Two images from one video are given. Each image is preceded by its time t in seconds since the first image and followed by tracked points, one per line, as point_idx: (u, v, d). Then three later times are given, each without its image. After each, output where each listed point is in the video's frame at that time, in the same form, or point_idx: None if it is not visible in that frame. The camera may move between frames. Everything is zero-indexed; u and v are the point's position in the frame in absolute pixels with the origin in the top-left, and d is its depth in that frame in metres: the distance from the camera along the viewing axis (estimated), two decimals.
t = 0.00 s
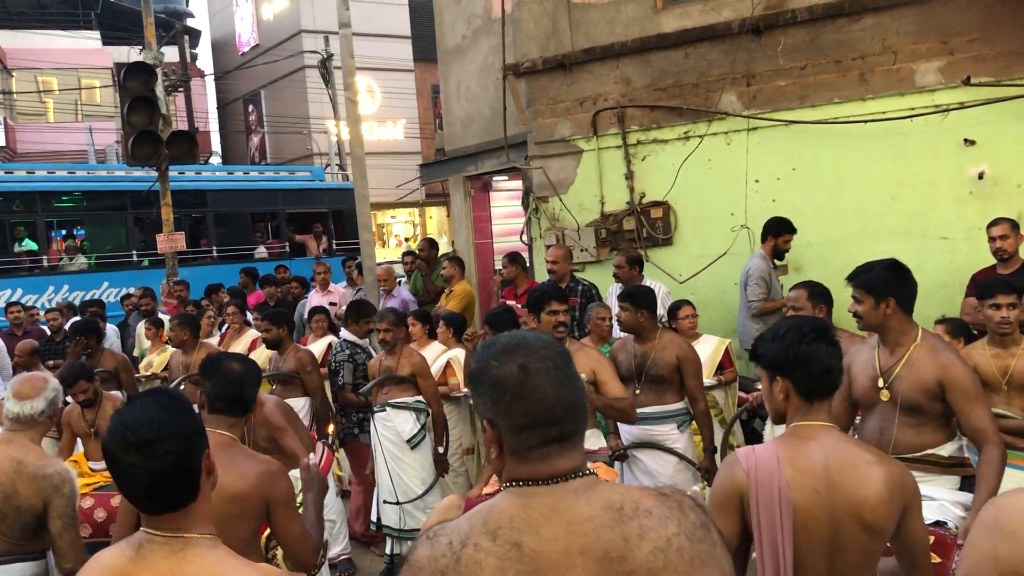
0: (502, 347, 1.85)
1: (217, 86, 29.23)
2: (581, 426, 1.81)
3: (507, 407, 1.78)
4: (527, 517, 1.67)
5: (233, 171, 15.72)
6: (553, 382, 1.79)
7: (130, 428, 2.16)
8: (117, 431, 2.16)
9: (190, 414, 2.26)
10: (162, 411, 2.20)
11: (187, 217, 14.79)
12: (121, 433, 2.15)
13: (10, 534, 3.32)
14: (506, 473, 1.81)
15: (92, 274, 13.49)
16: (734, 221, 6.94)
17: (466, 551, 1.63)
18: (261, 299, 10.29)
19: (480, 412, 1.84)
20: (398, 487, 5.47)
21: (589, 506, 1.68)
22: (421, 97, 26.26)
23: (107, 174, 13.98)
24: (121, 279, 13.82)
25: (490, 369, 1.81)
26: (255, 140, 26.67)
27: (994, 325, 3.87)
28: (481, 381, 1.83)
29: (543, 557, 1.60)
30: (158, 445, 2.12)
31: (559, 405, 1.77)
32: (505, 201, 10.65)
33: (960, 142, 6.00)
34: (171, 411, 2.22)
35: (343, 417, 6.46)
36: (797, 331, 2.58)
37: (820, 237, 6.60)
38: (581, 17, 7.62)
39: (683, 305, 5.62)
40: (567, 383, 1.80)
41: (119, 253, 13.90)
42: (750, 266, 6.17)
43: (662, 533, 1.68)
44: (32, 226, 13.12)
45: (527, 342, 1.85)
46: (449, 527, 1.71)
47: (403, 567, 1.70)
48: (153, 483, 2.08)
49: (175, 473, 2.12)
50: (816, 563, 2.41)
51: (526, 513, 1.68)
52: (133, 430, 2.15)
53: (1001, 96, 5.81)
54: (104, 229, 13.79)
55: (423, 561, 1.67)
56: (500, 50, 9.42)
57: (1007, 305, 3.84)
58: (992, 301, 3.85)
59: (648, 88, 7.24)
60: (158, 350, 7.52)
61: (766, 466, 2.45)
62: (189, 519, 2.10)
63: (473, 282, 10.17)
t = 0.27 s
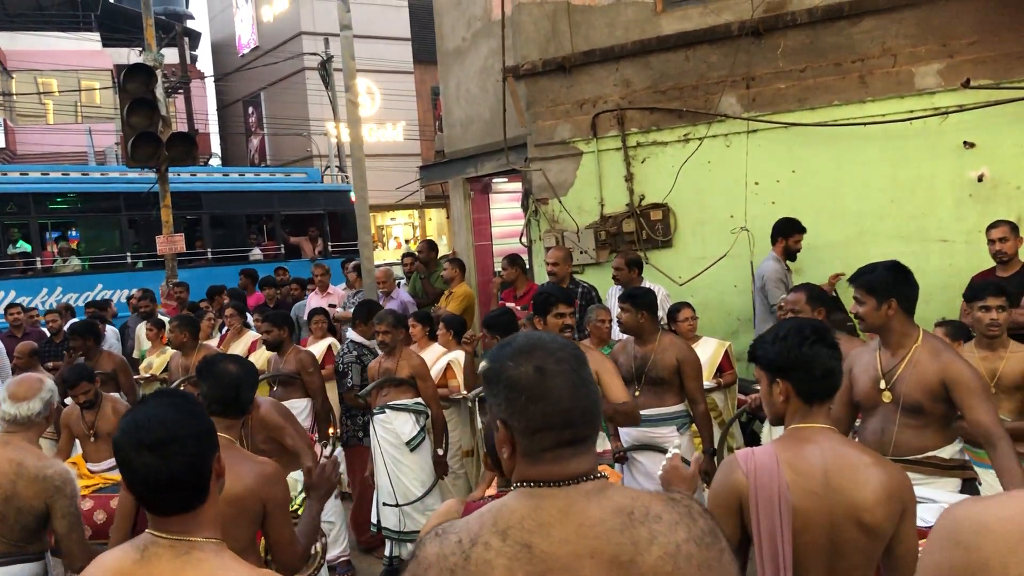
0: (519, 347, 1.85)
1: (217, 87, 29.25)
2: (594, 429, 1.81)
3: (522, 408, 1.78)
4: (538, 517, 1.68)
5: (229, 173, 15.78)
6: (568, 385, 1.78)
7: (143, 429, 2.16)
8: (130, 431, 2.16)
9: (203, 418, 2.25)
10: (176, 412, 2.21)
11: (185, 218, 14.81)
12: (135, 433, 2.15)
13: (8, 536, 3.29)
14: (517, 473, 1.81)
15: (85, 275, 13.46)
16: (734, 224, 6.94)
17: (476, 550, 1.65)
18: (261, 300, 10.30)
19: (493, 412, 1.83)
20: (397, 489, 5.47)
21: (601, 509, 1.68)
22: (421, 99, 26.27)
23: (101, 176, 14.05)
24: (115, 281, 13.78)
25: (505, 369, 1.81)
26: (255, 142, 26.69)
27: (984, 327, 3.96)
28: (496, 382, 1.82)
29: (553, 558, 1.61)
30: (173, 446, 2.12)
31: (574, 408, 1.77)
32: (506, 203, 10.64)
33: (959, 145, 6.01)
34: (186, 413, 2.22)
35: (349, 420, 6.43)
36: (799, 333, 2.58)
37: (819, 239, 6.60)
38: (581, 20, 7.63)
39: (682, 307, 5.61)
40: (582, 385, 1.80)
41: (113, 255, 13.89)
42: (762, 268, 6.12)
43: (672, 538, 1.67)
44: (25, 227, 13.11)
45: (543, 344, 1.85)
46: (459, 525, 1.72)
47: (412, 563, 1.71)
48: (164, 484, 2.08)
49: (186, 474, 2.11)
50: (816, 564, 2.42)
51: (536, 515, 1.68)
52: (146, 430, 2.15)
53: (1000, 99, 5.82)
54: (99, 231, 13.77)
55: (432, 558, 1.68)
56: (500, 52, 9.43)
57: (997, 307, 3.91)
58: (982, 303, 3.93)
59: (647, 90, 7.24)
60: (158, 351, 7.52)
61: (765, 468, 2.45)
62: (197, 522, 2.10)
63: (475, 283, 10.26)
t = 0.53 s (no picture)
0: (534, 346, 1.83)
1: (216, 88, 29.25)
2: (606, 431, 1.80)
3: (536, 408, 1.77)
4: (549, 519, 1.69)
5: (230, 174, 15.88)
6: (582, 387, 1.77)
7: (158, 431, 2.15)
8: (144, 432, 2.15)
9: (216, 422, 2.24)
10: (191, 416, 2.20)
11: (184, 219, 14.81)
12: (149, 436, 2.13)
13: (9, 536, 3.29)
14: (527, 474, 1.80)
15: (81, 276, 13.45)
16: (733, 225, 6.95)
17: (486, 551, 1.67)
18: (260, 301, 10.31)
19: (505, 411, 1.82)
20: (396, 491, 5.47)
21: (612, 512, 1.70)
22: (420, 100, 26.27)
23: (96, 177, 14.09)
24: (112, 282, 13.77)
25: (519, 369, 1.80)
26: (255, 143, 26.69)
27: (973, 330, 4.15)
28: (510, 381, 1.80)
29: (563, 560, 1.64)
30: (187, 450, 2.11)
31: (587, 409, 1.77)
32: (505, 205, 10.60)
33: (958, 147, 6.01)
34: (201, 416, 2.21)
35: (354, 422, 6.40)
36: (806, 335, 2.57)
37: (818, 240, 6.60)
38: (581, 21, 7.63)
39: (681, 309, 5.61)
40: (596, 387, 1.80)
41: (108, 255, 13.87)
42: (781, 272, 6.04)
43: (682, 542, 1.69)
44: (19, 228, 13.10)
45: (557, 344, 1.84)
46: (468, 525, 1.75)
47: (422, 562, 1.74)
48: (176, 487, 2.08)
49: (196, 478, 2.10)
50: (815, 566, 2.42)
51: (547, 516, 1.70)
52: (160, 432, 2.14)
53: (1000, 101, 5.82)
54: (95, 232, 13.77)
55: (441, 557, 1.71)
56: (499, 54, 9.43)
57: (985, 310, 4.09)
58: (970, 307, 4.10)
59: (647, 92, 7.24)
60: (158, 352, 7.52)
61: (765, 469, 2.46)
62: (205, 527, 2.10)
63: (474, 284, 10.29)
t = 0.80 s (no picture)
0: (542, 348, 1.84)
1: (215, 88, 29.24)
2: (614, 434, 1.80)
3: (545, 410, 1.77)
4: (556, 523, 1.69)
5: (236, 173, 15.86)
6: (592, 389, 1.78)
7: (175, 434, 2.15)
8: (160, 435, 2.14)
9: (234, 426, 2.25)
10: (206, 418, 2.20)
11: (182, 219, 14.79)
12: (165, 438, 2.13)
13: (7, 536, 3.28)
14: (534, 476, 1.79)
15: (77, 276, 13.45)
16: (731, 226, 6.95)
17: (493, 555, 1.66)
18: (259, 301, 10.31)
19: (513, 413, 1.82)
20: (394, 491, 5.45)
21: (619, 516, 1.70)
22: (419, 100, 26.28)
23: (94, 176, 14.00)
24: (107, 281, 13.78)
25: (528, 371, 1.80)
26: (253, 143, 26.68)
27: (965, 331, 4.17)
28: (518, 383, 1.80)
29: (572, 565, 1.63)
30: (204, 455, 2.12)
31: (596, 411, 1.77)
32: (504, 205, 10.72)
33: (956, 148, 6.02)
34: (217, 419, 2.22)
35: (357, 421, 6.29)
36: (783, 337, 2.59)
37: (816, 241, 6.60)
38: (580, 22, 7.63)
39: (678, 310, 5.61)
40: (605, 389, 1.80)
41: (106, 255, 13.85)
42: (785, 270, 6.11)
43: (690, 545, 1.69)
44: (16, 227, 13.06)
45: (567, 347, 1.84)
46: (474, 528, 1.74)
47: (427, 565, 1.73)
48: (193, 489, 2.08)
49: (216, 480, 2.12)
50: (813, 568, 2.42)
51: (555, 519, 1.69)
52: (177, 436, 2.14)
53: (997, 103, 5.83)
54: (92, 232, 13.77)
55: (447, 561, 1.70)
56: (498, 54, 9.43)
57: (974, 312, 4.11)
58: (961, 309, 4.12)
59: (645, 93, 7.24)
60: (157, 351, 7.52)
61: (762, 471, 2.46)
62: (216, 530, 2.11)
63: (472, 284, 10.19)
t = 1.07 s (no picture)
0: (545, 348, 1.84)
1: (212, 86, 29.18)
2: (617, 434, 1.80)
3: (548, 410, 1.77)
4: (561, 523, 1.68)
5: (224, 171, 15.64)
6: (595, 389, 1.78)
7: (176, 435, 2.12)
8: (161, 439, 2.12)
9: (233, 425, 2.24)
10: (206, 417, 2.18)
11: (178, 217, 14.76)
12: (166, 441, 2.11)
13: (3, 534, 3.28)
14: (537, 478, 1.79)
15: (72, 274, 13.42)
16: (728, 226, 6.95)
17: (498, 557, 1.65)
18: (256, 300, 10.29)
19: (515, 413, 1.81)
20: (390, 490, 5.44)
21: (625, 516, 1.70)
22: (417, 99, 26.27)
23: (91, 174, 13.88)
24: (103, 280, 13.76)
25: (531, 371, 1.80)
26: (250, 141, 26.63)
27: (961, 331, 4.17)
28: (521, 383, 1.80)
29: (578, 565, 1.62)
30: (206, 456, 2.10)
31: (600, 410, 1.77)
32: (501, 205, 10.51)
33: (953, 149, 6.02)
34: (216, 417, 2.20)
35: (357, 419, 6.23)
36: (786, 337, 2.58)
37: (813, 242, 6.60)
38: (578, 21, 7.63)
39: (676, 310, 5.61)
40: (608, 388, 1.80)
41: (103, 253, 13.83)
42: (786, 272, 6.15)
43: (695, 545, 1.70)
44: (12, 225, 13.01)
45: (569, 346, 1.84)
46: (478, 530, 1.73)
47: (430, 567, 1.72)
48: (195, 491, 2.07)
49: (216, 480, 2.11)
50: (808, 568, 2.42)
51: (560, 521, 1.69)
52: (178, 437, 2.12)
53: (994, 104, 5.83)
54: (88, 230, 13.73)
55: (450, 564, 1.69)
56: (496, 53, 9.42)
57: (971, 313, 4.12)
58: (958, 310, 4.13)
59: (643, 92, 7.24)
60: (154, 349, 7.51)
61: (757, 470, 2.46)
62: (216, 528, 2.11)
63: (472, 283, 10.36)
